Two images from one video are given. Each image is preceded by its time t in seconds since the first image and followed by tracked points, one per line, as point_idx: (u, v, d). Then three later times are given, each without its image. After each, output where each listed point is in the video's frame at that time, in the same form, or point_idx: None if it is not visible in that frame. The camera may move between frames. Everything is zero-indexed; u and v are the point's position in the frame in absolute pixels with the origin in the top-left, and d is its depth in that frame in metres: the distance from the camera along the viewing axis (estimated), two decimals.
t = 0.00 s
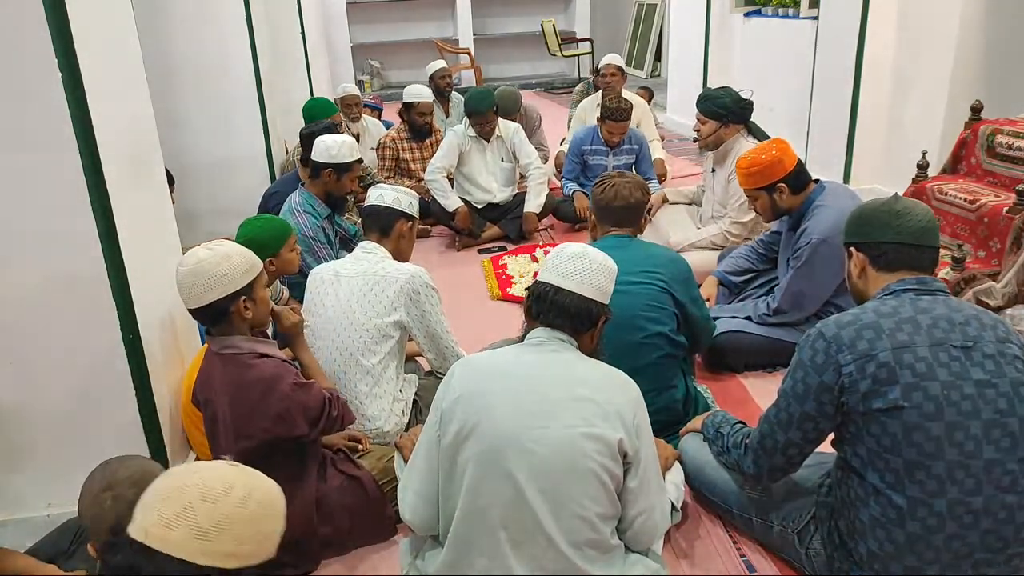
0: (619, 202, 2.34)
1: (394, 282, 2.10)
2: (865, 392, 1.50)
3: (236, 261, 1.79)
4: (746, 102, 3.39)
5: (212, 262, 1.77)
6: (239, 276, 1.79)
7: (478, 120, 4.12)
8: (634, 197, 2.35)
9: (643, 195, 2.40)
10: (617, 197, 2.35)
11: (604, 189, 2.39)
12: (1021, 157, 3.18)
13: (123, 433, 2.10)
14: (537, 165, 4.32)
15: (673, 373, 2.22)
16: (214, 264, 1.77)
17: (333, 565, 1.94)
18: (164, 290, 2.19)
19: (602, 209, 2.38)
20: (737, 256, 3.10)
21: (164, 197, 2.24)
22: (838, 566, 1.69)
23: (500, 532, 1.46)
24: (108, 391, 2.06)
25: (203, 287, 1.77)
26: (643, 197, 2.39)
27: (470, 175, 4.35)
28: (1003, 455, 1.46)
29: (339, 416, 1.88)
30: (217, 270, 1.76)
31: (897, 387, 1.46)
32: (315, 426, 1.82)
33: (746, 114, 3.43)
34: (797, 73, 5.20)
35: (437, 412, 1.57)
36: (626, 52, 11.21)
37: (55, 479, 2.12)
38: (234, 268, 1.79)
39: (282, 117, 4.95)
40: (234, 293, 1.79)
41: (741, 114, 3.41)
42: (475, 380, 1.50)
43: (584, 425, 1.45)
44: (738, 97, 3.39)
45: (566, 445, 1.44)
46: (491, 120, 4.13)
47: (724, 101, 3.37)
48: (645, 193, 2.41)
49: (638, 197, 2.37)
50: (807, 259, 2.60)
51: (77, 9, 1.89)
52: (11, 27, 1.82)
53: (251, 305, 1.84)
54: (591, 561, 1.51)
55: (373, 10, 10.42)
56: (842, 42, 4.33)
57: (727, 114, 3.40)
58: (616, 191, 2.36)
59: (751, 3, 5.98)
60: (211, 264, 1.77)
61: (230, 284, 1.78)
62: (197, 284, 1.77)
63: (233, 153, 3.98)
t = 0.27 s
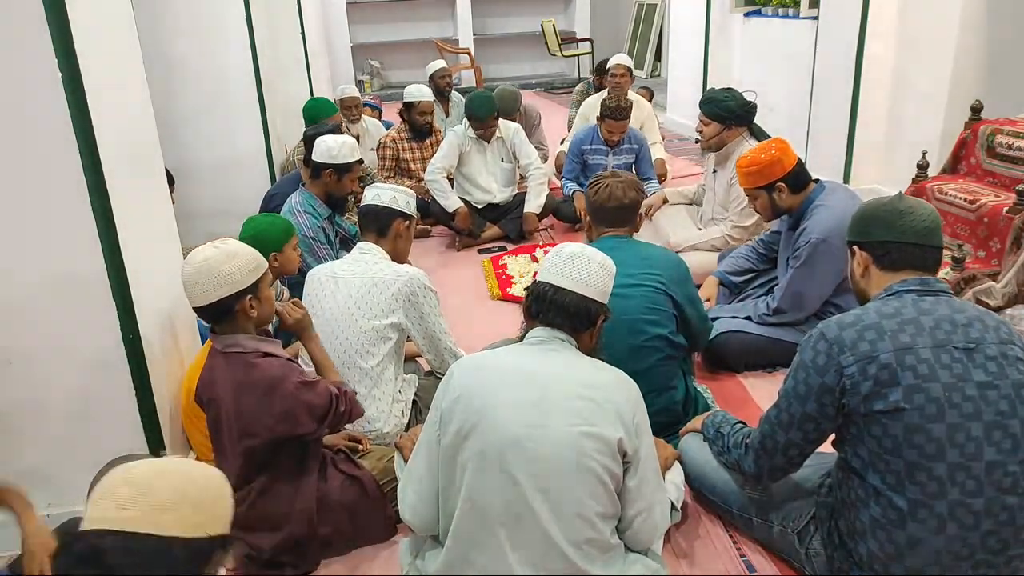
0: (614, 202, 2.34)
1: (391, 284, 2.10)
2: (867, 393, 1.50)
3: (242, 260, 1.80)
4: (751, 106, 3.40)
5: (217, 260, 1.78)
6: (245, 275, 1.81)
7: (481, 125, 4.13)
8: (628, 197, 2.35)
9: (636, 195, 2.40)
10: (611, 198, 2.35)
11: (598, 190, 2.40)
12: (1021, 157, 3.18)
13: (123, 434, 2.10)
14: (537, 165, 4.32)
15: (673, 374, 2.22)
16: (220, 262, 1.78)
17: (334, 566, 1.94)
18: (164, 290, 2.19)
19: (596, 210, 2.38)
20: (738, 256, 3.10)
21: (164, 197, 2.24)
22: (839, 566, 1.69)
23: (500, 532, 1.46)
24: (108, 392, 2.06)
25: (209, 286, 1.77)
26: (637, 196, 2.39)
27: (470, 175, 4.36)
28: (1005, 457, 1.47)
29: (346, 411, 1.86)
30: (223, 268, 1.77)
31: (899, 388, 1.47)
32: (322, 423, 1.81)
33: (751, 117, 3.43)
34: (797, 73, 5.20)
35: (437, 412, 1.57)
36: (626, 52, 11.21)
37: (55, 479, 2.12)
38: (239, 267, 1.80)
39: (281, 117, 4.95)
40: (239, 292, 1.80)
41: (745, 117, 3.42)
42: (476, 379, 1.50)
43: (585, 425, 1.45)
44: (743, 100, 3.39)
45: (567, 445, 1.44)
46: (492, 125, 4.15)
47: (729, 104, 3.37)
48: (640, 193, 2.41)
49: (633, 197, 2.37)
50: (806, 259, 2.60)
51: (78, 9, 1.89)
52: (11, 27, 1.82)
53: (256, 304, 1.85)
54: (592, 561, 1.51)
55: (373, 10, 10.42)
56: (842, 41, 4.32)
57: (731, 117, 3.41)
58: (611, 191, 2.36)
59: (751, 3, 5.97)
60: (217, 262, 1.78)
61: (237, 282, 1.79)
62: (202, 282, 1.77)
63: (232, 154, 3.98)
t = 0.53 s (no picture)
0: (607, 202, 2.34)
1: (389, 285, 2.10)
2: (867, 392, 1.50)
3: (247, 260, 1.79)
4: (751, 107, 3.39)
5: (222, 259, 1.76)
6: (249, 275, 1.79)
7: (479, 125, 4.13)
8: (622, 196, 2.36)
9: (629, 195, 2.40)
10: (605, 199, 2.35)
11: (591, 191, 2.38)
12: (1020, 157, 3.18)
13: (122, 434, 2.10)
14: (537, 165, 4.32)
15: (673, 373, 2.22)
16: (225, 261, 1.76)
17: (333, 566, 1.94)
18: (164, 290, 2.19)
19: (590, 211, 2.38)
20: (738, 256, 3.10)
21: (164, 197, 2.24)
22: (839, 566, 1.69)
23: (500, 532, 1.46)
24: (108, 392, 2.05)
25: (212, 285, 1.75)
26: (630, 195, 2.39)
27: (470, 176, 4.36)
28: (1005, 457, 1.46)
29: (353, 409, 1.85)
30: (228, 267, 1.75)
31: (899, 388, 1.47)
32: (327, 422, 1.80)
33: (752, 119, 3.43)
34: (797, 73, 5.20)
35: (437, 412, 1.57)
36: (626, 52, 11.21)
37: (54, 479, 2.12)
38: (244, 267, 1.78)
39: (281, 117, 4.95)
40: (243, 292, 1.79)
41: (746, 118, 3.42)
42: (477, 378, 1.50)
43: (585, 423, 1.45)
44: (744, 102, 3.39)
45: (567, 443, 1.44)
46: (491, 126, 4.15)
47: (731, 105, 3.38)
48: (631, 192, 2.41)
49: (626, 196, 2.37)
50: (805, 258, 2.60)
51: (78, 8, 1.88)
52: (11, 27, 1.82)
53: (260, 304, 1.83)
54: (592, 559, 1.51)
55: (373, 10, 10.42)
56: (842, 41, 4.32)
57: (733, 118, 3.41)
58: (604, 192, 2.35)
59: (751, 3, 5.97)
60: (221, 261, 1.76)
61: (241, 281, 1.78)
62: (206, 281, 1.75)
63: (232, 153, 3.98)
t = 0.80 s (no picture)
0: (600, 202, 2.34)
1: (388, 286, 2.10)
2: (868, 391, 1.49)
3: (250, 258, 1.79)
4: (752, 106, 3.40)
5: (225, 257, 1.76)
6: (252, 274, 1.79)
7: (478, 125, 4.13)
8: (615, 196, 2.35)
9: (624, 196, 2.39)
10: (599, 199, 2.35)
11: (584, 193, 2.39)
12: (1020, 157, 3.18)
13: (122, 433, 2.10)
14: (537, 165, 4.32)
15: (673, 372, 2.22)
16: (228, 260, 1.76)
17: (333, 565, 1.94)
18: (164, 290, 2.19)
19: (584, 212, 2.38)
20: (738, 256, 3.10)
21: (164, 196, 2.24)
22: (839, 565, 1.69)
23: (500, 531, 1.46)
24: (108, 391, 2.06)
25: (215, 284, 1.75)
26: (623, 195, 2.39)
27: (470, 176, 4.36)
28: (1006, 456, 1.46)
29: (356, 408, 1.85)
30: (231, 265, 1.75)
31: (900, 387, 1.47)
32: (330, 421, 1.80)
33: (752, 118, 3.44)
34: (797, 73, 5.20)
35: (437, 412, 1.56)
36: (626, 52, 11.20)
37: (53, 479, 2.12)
38: (247, 265, 1.78)
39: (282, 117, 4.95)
40: (246, 290, 1.79)
41: (746, 117, 3.43)
42: (477, 376, 1.50)
43: (585, 422, 1.45)
44: (744, 100, 3.41)
45: (567, 441, 1.44)
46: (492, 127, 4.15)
47: (731, 104, 3.38)
48: (623, 191, 2.41)
49: (619, 196, 2.37)
50: (804, 257, 2.60)
51: (77, 8, 1.89)
52: (11, 26, 1.82)
53: (263, 302, 1.83)
54: (592, 558, 1.51)
55: (373, 10, 10.42)
56: (842, 42, 4.32)
57: (734, 117, 3.42)
58: (597, 193, 2.35)
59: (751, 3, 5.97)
60: (225, 259, 1.76)
61: (244, 280, 1.78)
62: (209, 279, 1.75)
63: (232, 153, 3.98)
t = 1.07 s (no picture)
0: (599, 203, 2.34)
1: (389, 286, 2.10)
2: (870, 392, 1.49)
3: (252, 258, 1.78)
4: (749, 102, 3.41)
5: (226, 257, 1.76)
6: (254, 274, 1.78)
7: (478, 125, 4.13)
8: (613, 197, 2.36)
9: (621, 197, 2.40)
10: (596, 200, 2.35)
11: (581, 194, 2.39)
12: (1020, 157, 3.18)
13: (122, 433, 2.09)
14: (537, 165, 4.32)
15: (672, 373, 2.22)
16: (229, 260, 1.76)
17: (333, 566, 1.94)
18: (165, 290, 2.19)
19: (581, 214, 2.38)
20: (738, 256, 3.10)
21: (164, 196, 2.24)
22: (839, 566, 1.69)
23: (501, 530, 1.46)
24: (108, 391, 2.05)
25: (217, 283, 1.75)
26: (620, 195, 2.39)
27: (470, 176, 4.36)
28: (1007, 457, 1.46)
29: (358, 409, 1.85)
30: (233, 265, 1.75)
31: (902, 387, 1.46)
32: (331, 423, 1.81)
33: (749, 114, 3.45)
34: (797, 73, 5.20)
35: (437, 411, 1.56)
36: (626, 52, 11.20)
37: (52, 479, 2.12)
38: (248, 265, 1.78)
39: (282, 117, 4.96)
40: (248, 290, 1.78)
41: (744, 114, 3.43)
42: (479, 376, 1.50)
43: (587, 422, 1.45)
44: (742, 97, 3.41)
45: (568, 441, 1.44)
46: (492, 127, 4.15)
47: (728, 101, 3.39)
48: (621, 191, 2.42)
49: (616, 196, 2.37)
50: (805, 257, 2.60)
51: (77, 8, 1.89)
52: (11, 27, 1.82)
53: (265, 302, 1.82)
54: (593, 558, 1.51)
55: (373, 10, 10.42)
56: (842, 42, 4.32)
57: (732, 114, 3.42)
58: (594, 194, 2.36)
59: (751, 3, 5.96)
60: (227, 259, 1.76)
61: (247, 279, 1.78)
62: (212, 279, 1.75)
63: (232, 153, 3.98)
